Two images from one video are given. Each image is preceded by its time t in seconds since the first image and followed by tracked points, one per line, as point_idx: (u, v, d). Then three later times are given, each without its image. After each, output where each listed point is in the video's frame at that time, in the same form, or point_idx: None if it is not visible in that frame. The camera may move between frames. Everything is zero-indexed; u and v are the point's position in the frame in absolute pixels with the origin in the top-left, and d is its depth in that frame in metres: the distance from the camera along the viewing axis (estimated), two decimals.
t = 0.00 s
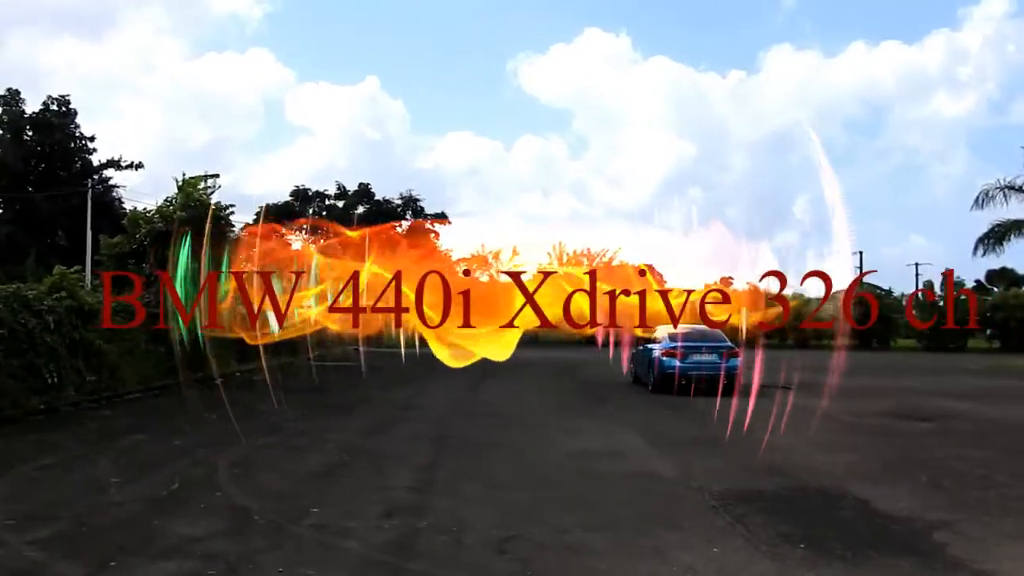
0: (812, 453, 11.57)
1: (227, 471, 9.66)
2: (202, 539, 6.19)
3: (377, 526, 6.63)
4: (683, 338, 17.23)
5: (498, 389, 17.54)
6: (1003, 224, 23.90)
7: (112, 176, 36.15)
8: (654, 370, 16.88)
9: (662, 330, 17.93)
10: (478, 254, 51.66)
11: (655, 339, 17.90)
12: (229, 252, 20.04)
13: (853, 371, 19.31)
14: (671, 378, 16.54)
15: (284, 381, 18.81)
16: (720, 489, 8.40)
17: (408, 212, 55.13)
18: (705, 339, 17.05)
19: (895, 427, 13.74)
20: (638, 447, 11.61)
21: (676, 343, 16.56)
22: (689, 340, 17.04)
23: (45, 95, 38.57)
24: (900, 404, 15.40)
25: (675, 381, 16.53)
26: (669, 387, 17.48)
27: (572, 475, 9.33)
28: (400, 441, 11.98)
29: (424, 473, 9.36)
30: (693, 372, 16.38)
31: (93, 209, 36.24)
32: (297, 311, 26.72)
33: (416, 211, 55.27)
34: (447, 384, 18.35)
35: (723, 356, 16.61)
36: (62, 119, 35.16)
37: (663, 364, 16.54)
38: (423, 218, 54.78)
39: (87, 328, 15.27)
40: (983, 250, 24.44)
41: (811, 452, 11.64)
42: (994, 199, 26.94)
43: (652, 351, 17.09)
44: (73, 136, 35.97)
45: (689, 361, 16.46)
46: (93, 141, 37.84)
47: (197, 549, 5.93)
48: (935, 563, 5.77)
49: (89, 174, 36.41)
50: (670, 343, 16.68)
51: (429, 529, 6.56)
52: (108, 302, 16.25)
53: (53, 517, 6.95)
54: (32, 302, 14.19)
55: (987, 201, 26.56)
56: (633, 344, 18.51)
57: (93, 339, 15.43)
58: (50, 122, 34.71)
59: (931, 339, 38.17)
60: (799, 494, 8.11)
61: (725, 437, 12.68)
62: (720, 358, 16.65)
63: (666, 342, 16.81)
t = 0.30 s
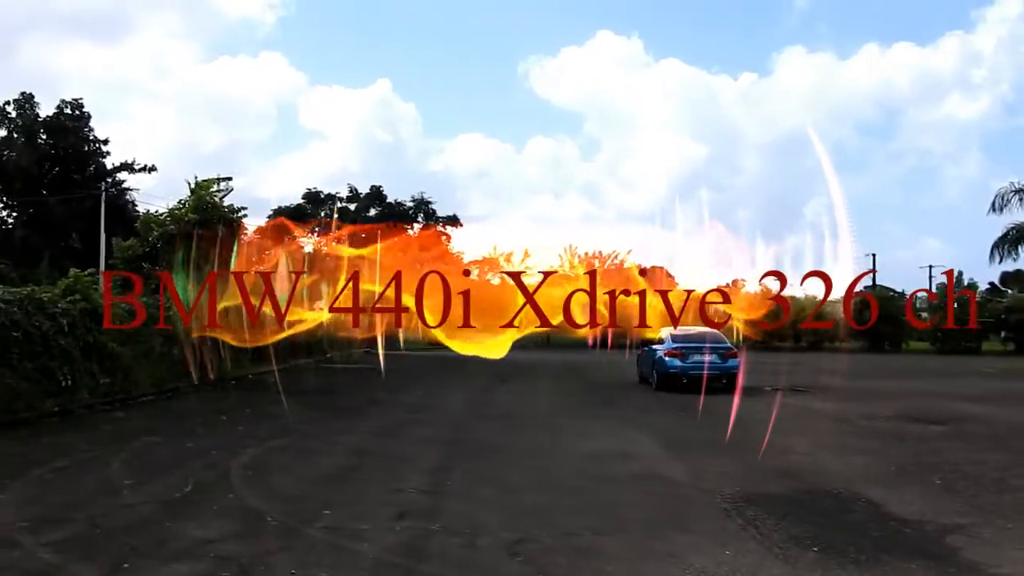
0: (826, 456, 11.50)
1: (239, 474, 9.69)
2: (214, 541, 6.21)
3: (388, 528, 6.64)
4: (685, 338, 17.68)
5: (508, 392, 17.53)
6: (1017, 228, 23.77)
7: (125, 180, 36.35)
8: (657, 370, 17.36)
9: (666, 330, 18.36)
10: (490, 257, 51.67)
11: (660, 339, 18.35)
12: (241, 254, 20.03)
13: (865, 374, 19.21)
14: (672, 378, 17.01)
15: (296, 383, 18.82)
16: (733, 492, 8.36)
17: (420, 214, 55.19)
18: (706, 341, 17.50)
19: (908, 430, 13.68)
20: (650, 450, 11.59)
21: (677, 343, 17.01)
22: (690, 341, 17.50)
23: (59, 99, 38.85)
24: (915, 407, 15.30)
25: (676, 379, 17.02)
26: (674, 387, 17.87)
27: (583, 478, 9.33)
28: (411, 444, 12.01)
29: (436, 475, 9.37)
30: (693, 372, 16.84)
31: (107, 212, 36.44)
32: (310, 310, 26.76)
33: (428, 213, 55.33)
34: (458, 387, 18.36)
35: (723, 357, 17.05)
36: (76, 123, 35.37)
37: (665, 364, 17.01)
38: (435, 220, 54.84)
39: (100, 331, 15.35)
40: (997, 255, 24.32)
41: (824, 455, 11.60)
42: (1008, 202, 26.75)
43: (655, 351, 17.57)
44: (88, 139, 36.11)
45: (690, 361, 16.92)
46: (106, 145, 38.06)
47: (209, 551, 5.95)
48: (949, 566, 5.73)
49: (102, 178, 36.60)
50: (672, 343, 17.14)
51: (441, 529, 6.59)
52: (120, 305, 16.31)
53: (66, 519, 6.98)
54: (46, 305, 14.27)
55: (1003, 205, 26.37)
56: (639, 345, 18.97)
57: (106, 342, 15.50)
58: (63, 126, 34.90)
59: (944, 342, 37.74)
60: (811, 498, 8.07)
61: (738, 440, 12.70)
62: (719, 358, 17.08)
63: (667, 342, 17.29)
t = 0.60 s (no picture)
0: (837, 459, 11.45)
1: (249, 475, 9.71)
2: (224, 543, 6.23)
3: (398, 529, 6.65)
4: (685, 339, 18.28)
5: (517, 393, 17.56)
6: None
7: (136, 183, 36.49)
8: (658, 369, 17.97)
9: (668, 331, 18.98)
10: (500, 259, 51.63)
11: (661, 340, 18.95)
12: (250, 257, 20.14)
13: (875, 377, 19.15)
14: (672, 377, 17.60)
15: (305, 385, 18.80)
16: (743, 495, 8.33)
17: (429, 216, 55.21)
18: (705, 342, 18.10)
19: (918, 433, 13.62)
20: (659, 452, 11.56)
21: (677, 344, 17.62)
22: (690, 342, 18.10)
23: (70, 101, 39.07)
24: (927, 411, 15.22)
25: (676, 379, 17.61)
26: (675, 385, 18.47)
27: (592, 479, 9.32)
28: (420, 445, 12.04)
29: (445, 477, 9.39)
30: (693, 371, 17.44)
31: (117, 215, 36.60)
32: (316, 316, 26.56)
33: (437, 215, 55.37)
34: (468, 388, 18.39)
35: (721, 358, 17.65)
36: (87, 125, 35.50)
37: (666, 363, 17.61)
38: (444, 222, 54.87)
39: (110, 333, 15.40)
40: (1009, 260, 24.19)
41: (834, 458, 11.58)
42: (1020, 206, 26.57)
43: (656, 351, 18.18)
44: (100, 142, 36.28)
45: (689, 361, 17.52)
46: (117, 147, 38.23)
47: (219, 552, 5.97)
48: (961, 570, 5.70)
49: (113, 180, 36.73)
50: (672, 344, 17.75)
51: (451, 531, 6.60)
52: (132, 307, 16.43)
53: (78, 519, 7.03)
54: (57, 307, 14.35)
55: (1018, 208, 26.22)
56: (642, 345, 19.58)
57: (117, 344, 15.56)
58: (75, 128, 35.04)
59: (957, 345, 37.33)
60: (822, 501, 8.03)
61: (747, 442, 12.70)
62: (718, 358, 17.66)
63: (668, 342, 17.90)
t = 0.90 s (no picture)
0: (843, 462, 11.44)
1: (256, 475, 9.73)
2: (231, 542, 6.25)
3: (403, 530, 6.66)
4: (684, 341, 18.51)
5: (523, 395, 17.58)
6: None
7: (143, 184, 36.66)
8: (658, 370, 18.22)
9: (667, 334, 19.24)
10: (506, 262, 51.64)
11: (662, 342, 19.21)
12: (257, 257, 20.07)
13: (882, 381, 19.11)
14: (671, 377, 17.84)
15: (312, 386, 18.84)
16: (748, 498, 8.32)
17: (435, 217, 55.29)
18: (704, 343, 18.34)
19: (925, 437, 13.59)
20: (665, 454, 11.57)
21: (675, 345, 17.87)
22: (689, 343, 18.34)
23: (78, 102, 39.28)
24: (933, 415, 15.20)
25: (675, 379, 17.85)
26: (676, 386, 18.70)
27: (597, 481, 9.32)
28: (426, 446, 12.07)
29: (451, 478, 9.40)
30: (691, 372, 17.66)
31: (124, 215, 36.74)
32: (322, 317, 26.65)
33: (443, 216, 55.42)
34: (474, 390, 18.39)
35: (718, 359, 17.87)
36: (94, 126, 35.71)
37: (665, 364, 17.86)
38: (450, 223, 54.93)
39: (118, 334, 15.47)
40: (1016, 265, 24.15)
41: (840, 461, 11.56)
42: None
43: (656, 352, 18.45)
44: (107, 142, 36.40)
45: (687, 361, 17.75)
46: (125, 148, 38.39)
47: (225, 552, 5.99)
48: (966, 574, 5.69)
49: (120, 182, 36.89)
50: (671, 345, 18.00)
51: (457, 532, 6.61)
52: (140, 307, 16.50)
53: (85, 519, 7.06)
54: (65, 307, 14.44)
55: None
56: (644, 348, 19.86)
57: (125, 344, 15.62)
58: (82, 129, 35.21)
59: (964, 349, 36.96)
60: (828, 504, 8.01)
61: (753, 444, 12.69)
62: (715, 360, 17.88)
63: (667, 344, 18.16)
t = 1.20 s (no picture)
0: (845, 462, 11.44)
1: (258, 472, 9.74)
2: (233, 539, 6.26)
3: (405, 528, 6.67)
4: (680, 338, 18.65)
5: (525, 393, 17.58)
6: None
7: (147, 180, 36.59)
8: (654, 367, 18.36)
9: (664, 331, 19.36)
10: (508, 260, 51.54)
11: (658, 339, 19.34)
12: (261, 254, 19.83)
13: (884, 380, 19.12)
14: (666, 374, 17.99)
15: (314, 383, 18.83)
16: (749, 497, 8.32)
17: (438, 215, 55.20)
18: (699, 340, 18.47)
19: (927, 437, 13.57)
20: (667, 453, 11.57)
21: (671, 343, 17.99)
22: (685, 340, 18.48)
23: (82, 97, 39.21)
24: (936, 415, 15.20)
25: (671, 376, 17.99)
26: (671, 381, 18.86)
27: (600, 480, 9.33)
28: (429, 444, 12.07)
29: (453, 476, 9.41)
30: (687, 369, 17.80)
31: (127, 212, 36.68)
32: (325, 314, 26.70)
33: (446, 214, 55.37)
34: (477, 388, 18.41)
35: (713, 356, 18.01)
36: (99, 122, 35.63)
37: (661, 362, 18.00)
38: (453, 221, 54.90)
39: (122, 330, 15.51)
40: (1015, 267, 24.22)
41: (842, 461, 11.56)
42: None
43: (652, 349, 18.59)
44: (111, 138, 36.32)
45: (683, 359, 17.88)
46: (128, 144, 38.32)
47: (228, 549, 6.00)
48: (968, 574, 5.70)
49: (124, 177, 36.80)
50: (667, 343, 18.13)
51: (459, 529, 6.63)
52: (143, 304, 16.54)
53: (88, 515, 7.07)
54: (68, 304, 14.46)
55: None
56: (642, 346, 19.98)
57: (127, 341, 15.64)
58: (86, 124, 35.20)
59: (967, 350, 36.91)
60: (830, 504, 8.01)
61: (755, 444, 12.70)
62: (710, 357, 18.01)
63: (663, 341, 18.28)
